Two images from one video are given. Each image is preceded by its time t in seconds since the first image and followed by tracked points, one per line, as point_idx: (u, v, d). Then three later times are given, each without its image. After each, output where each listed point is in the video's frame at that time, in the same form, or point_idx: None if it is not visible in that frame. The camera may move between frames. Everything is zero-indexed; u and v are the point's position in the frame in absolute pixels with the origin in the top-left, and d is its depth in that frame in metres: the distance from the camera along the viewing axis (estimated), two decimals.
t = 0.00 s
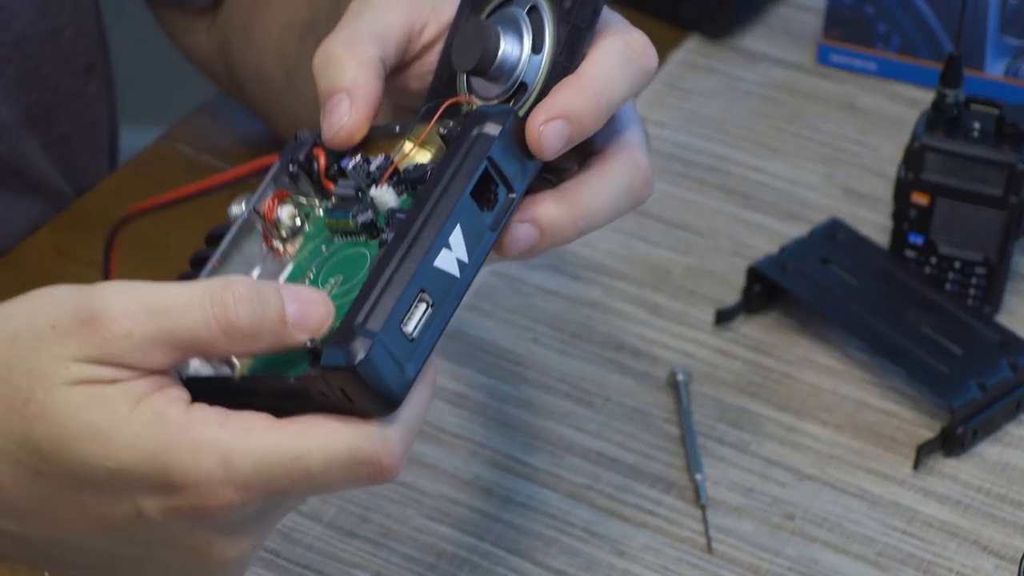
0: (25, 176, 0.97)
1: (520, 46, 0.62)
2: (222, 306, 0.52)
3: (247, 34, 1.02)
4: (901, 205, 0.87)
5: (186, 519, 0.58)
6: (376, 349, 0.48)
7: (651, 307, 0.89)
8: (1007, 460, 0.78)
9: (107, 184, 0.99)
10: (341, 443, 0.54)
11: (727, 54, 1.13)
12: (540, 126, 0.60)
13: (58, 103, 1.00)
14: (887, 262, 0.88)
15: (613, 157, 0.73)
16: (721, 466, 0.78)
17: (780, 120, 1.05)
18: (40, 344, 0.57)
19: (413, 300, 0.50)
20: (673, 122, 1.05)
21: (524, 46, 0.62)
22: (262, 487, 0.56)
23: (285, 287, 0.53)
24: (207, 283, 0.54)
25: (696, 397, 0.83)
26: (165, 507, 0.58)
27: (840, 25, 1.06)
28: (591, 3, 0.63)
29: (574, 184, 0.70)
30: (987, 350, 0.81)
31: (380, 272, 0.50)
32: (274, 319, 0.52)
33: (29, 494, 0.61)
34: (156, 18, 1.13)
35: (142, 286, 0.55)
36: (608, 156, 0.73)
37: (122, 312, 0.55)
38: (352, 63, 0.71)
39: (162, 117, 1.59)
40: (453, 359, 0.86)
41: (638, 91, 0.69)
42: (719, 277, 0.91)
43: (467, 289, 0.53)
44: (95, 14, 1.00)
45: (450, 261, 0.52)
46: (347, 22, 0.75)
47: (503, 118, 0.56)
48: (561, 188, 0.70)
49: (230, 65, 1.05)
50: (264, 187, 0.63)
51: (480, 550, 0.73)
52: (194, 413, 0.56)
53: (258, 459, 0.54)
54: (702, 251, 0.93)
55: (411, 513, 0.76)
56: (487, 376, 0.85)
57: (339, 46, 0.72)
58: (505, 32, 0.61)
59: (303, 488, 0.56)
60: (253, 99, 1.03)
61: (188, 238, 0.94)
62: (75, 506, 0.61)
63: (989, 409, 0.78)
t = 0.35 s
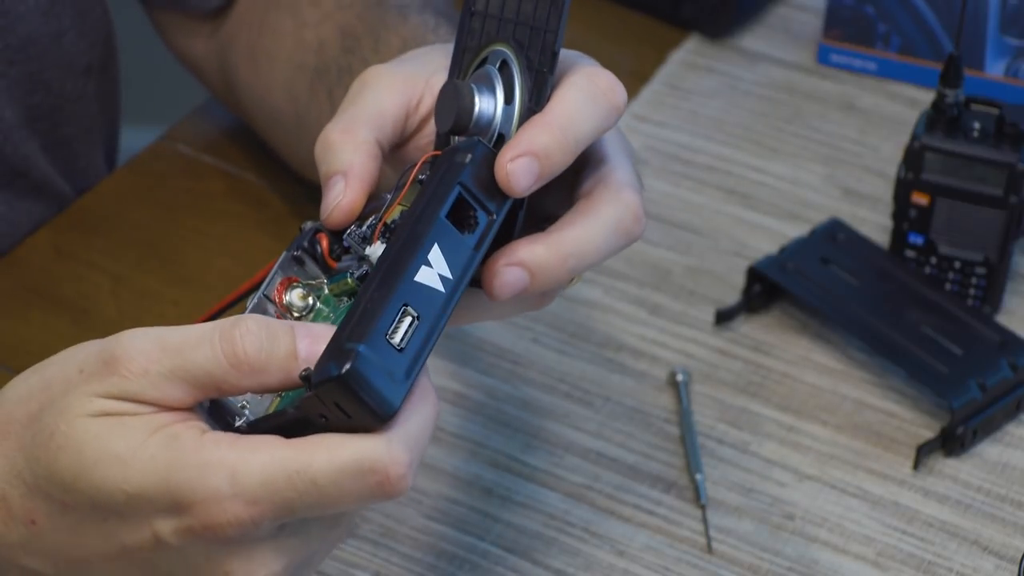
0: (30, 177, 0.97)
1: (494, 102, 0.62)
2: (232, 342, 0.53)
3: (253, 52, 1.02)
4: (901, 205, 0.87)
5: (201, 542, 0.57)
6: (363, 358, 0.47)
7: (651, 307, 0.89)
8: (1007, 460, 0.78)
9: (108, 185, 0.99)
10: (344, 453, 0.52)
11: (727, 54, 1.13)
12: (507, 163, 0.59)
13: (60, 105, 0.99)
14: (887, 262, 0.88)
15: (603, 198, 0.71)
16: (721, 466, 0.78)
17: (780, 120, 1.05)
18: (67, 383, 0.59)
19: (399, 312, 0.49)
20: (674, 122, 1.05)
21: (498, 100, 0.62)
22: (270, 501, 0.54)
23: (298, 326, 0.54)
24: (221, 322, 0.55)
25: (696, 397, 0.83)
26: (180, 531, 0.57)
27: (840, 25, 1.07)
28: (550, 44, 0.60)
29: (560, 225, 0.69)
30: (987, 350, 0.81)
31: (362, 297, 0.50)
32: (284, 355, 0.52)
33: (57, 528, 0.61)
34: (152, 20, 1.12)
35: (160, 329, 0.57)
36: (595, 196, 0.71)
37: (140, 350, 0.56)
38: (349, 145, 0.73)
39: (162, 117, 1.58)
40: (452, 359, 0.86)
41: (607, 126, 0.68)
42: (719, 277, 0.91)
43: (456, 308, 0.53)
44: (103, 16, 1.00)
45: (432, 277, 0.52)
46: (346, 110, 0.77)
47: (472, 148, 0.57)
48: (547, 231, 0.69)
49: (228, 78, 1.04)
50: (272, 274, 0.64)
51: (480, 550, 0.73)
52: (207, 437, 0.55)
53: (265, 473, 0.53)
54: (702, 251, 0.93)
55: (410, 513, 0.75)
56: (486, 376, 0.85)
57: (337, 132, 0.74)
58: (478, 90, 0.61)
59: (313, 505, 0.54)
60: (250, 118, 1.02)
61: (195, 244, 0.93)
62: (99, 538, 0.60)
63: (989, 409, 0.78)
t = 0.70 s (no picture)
0: (30, 176, 0.97)
1: (520, 104, 0.63)
2: (250, 328, 0.54)
3: (254, 43, 1.01)
4: (901, 205, 0.87)
5: (214, 521, 0.57)
6: (388, 349, 0.48)
7: (651, 307, 0.89)
8: (1007, 460, 0.78)
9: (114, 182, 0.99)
10: (363, 441, 0.53)
11: (727, 54, 1.13)
12: (531, 170, 0.59)
13: (59, 100, 0.99)
14: (887, 262, 0.88)
15: (624, 207, 0.71)
16: (721, 466, 0.78)
17: (780, 120, 1.05)
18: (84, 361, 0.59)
19: (423, 306, 0.50)
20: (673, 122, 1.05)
21: (524, 103, 0.63)
22: (286, 484, 0.54)
23: (315, 317, 0.54)
24: (241, 307, 0.56)
25: (696, 397, 0.83)
26: (193, 510, 0.56)
27: (840, 25, 1.07)
28: (579, 52, 0.60)
29: (580, 233, 0.69)
30: (987, 350, 0.81)
31: (387, 287, 0.50)
32: (300, 345, 0.53)
33: (67, 506, 0.61)
34: (151, 17, 1.12)
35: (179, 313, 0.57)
36: (614, 204, 0.71)
37: (159, 332, 0.56)
38: (369, 138, 0.73)
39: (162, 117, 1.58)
40: (453, 359, 0.86)
41: (634, 137, 0.67)
42: (720, 277, 0.91)
43: (476, 305, 0.53)
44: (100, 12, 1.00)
45: (455, 274, 0.52)
46: (366, 102, 0.77)
47: (499, 150, 0.57)
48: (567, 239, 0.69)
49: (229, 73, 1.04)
50: (285, 265, 0.62)
51: (480, 550, 0.73)
52: (223, 418, 0.56)
53: (282, 456, 0.53)
54: (702, 251, 0.93)
55: (411, 513, 0.75)
56: (487, 376, 0.85)
57: (358, 125, 0.74)
58: (504, 91, 0.62)
59: (327, 493, 0.55)
60: (253, 113, 1.02)
61: (198, 245, 0.93)
62: (109, 516, 0.60)
63: (989, 409, 0.78)
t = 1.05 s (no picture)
0: (29, 174, 0.97)
1: (539, 124, 0.64)
2: (266, 328, 0.54)
3: (252, 44, 1.01)
4: (902, 205, 0.87)
5: (219, 519, 0.56)
6: (405, 358, 0.48)
7: (651, 307, 0.89)
8: (1007, 461, 0.78)
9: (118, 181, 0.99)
10: (376, 449, 0.53)
11: (727, 54, 1.12)
12: (551, 191, 0.59)
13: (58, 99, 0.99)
14: (887, 262, 0.88)
15: (633, 234, 0.72)
16: (721, 466, 0.78)
17: (780, 120, 1.05)
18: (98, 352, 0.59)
19: (440, 318, 0.50)
20: (673, 122, 1.05)
21: (543, 123, 0.64)
22: (295, 486, 0.54)
23: (330, 321, 0.55)
24: (257, 307, 0.56)
25: (696, 397, 0.83)
26: (198, 508, 0.56)
27: (840, 25, 1.07)
28: (605, 78, 0.61)
29: (589, 257, 0.70)
30: (987, 350, 0.81)
31: (405, 297, 0.50)
32: (315, 348, 0.53)
33: (70, 498, 0.60)
34: (146, 14, 1.11)
35: (195, 309, 0.57)
36: (623, 229, 0.72)
37: (174, 326, 0.56)
38: (381, 144, 0.73)
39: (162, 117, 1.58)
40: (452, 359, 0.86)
41: (649, 167, 0.69)
42: (720, 277, 0.91)
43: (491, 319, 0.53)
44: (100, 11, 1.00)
45: (472, 287, 0.52)
46: (379, 107, 0.77)
47: (516, 166, 0.57)
48: (576, 261, 0.70)
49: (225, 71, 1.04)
50: (291, 265, 0.63)
51: (480, 550, 0.73)
52: (235, 417, 0.56)
53: (293, 460, 0.53)
54: (702, 250, 0.93)
55: (411, 513, 0.75)
56: (487, 376, 0.85)
57: (371, 129, 0.74)
58: (524, 109, 0.63)
59: (335, 497, 0.55)
60: (247, 111, 1.01)
61: (201, 244, 0.93)
62: (112, 509, 0.59)
63: (989, 409, 0.78)
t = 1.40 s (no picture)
0: (30, 174, 0.97)
1: (542, 131, 0.64)
2: (269, 329, 0.54)
3: (251, 45, 1.02)
4: (901, 205, 0.87)
5: (219, 520, 0.56)
6: (408, 363, 0.48)
7: (651, 307, 0.89)
8: (1007, 460, 0.78)
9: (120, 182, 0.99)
10: (377, 453, 0.53)
11: (727, 54, 1.13)
12: (552, 202, 0.59)
13: (58, 99, 0.99)
14: (887, 262, 0.88)
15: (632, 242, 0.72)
16: (721, 466, 0.78)
17: (780, 120, 1.05)
18: (100, 351, 0.59)
19: (443, 324, 0.50)
20: (673, 122, 1.05)
21: (546, 130, 0.64)
22: (296, 489, 0.54)
23: (332, 325, 0.55)
24: (260, 308, 0.56)
25: (696, 397, 0.83)
26: (197, 508, 0.56)
27: (841, 25, 1.07)
28: (610, 87, 0.62)
29: (589, 264, 0.70)
30: (987, 350, 0.81)
31: (409, 301, 0.50)
32: (318, 351, 0.53)
33: (70, 495, 0.60)
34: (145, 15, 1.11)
35: (197, 309, 0.57)
36: (624, 238, 0.72)
37: (176, 326, 0.57)
38: (383, 148, 0.72)
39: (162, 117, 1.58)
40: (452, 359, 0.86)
41: (651, 178, 0.68)
42: (720, 277, 0.91)
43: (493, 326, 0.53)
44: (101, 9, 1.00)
45: (475, 293, 0.52)
46: (381, 111, 0.76)
47: (520, 173, 0.57)
48: (576, 269, 0.70)
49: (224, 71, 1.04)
50: (291, 266, 0.63)
51: (480, 550, 0.73)
52: (237, 418, 0.56)
53: (294, 462, 0.53)
54: (702, 250, 0.93)
55: (411, 513, 0.76)
56: (487, 376, 0.85)
57: (373, 132, 0.74)
58: (529, 116, 0.63)
59: (336, 500, 0.55)
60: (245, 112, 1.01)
61: (202, 244, 0.93)
62: (112, 508, 0.59)
63: (989, 409, 0.78)
